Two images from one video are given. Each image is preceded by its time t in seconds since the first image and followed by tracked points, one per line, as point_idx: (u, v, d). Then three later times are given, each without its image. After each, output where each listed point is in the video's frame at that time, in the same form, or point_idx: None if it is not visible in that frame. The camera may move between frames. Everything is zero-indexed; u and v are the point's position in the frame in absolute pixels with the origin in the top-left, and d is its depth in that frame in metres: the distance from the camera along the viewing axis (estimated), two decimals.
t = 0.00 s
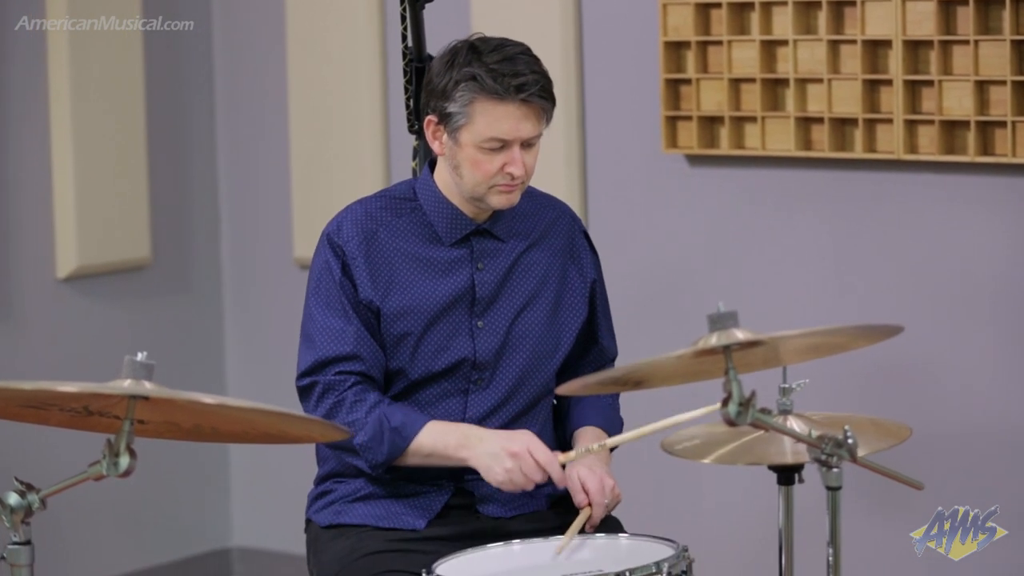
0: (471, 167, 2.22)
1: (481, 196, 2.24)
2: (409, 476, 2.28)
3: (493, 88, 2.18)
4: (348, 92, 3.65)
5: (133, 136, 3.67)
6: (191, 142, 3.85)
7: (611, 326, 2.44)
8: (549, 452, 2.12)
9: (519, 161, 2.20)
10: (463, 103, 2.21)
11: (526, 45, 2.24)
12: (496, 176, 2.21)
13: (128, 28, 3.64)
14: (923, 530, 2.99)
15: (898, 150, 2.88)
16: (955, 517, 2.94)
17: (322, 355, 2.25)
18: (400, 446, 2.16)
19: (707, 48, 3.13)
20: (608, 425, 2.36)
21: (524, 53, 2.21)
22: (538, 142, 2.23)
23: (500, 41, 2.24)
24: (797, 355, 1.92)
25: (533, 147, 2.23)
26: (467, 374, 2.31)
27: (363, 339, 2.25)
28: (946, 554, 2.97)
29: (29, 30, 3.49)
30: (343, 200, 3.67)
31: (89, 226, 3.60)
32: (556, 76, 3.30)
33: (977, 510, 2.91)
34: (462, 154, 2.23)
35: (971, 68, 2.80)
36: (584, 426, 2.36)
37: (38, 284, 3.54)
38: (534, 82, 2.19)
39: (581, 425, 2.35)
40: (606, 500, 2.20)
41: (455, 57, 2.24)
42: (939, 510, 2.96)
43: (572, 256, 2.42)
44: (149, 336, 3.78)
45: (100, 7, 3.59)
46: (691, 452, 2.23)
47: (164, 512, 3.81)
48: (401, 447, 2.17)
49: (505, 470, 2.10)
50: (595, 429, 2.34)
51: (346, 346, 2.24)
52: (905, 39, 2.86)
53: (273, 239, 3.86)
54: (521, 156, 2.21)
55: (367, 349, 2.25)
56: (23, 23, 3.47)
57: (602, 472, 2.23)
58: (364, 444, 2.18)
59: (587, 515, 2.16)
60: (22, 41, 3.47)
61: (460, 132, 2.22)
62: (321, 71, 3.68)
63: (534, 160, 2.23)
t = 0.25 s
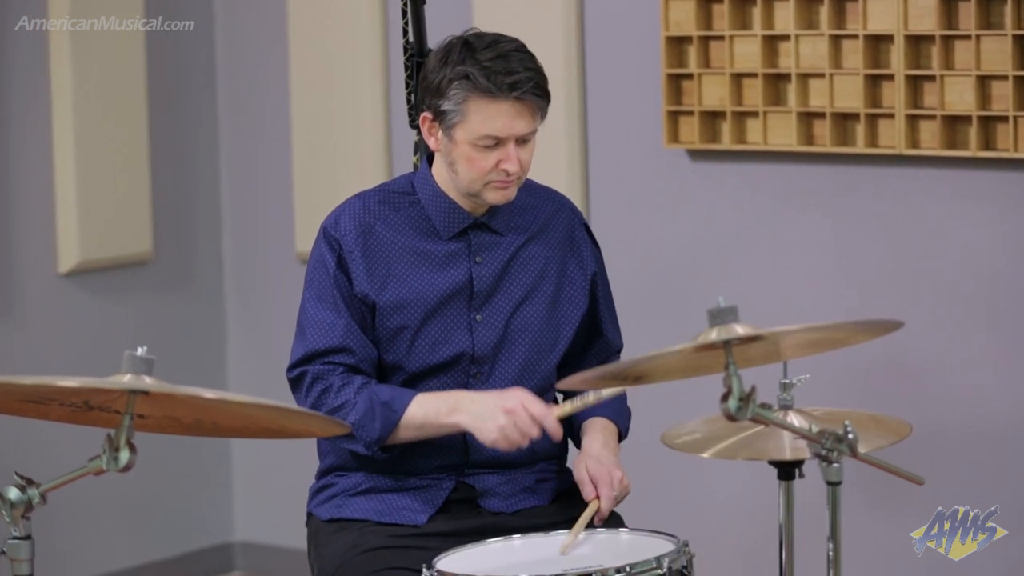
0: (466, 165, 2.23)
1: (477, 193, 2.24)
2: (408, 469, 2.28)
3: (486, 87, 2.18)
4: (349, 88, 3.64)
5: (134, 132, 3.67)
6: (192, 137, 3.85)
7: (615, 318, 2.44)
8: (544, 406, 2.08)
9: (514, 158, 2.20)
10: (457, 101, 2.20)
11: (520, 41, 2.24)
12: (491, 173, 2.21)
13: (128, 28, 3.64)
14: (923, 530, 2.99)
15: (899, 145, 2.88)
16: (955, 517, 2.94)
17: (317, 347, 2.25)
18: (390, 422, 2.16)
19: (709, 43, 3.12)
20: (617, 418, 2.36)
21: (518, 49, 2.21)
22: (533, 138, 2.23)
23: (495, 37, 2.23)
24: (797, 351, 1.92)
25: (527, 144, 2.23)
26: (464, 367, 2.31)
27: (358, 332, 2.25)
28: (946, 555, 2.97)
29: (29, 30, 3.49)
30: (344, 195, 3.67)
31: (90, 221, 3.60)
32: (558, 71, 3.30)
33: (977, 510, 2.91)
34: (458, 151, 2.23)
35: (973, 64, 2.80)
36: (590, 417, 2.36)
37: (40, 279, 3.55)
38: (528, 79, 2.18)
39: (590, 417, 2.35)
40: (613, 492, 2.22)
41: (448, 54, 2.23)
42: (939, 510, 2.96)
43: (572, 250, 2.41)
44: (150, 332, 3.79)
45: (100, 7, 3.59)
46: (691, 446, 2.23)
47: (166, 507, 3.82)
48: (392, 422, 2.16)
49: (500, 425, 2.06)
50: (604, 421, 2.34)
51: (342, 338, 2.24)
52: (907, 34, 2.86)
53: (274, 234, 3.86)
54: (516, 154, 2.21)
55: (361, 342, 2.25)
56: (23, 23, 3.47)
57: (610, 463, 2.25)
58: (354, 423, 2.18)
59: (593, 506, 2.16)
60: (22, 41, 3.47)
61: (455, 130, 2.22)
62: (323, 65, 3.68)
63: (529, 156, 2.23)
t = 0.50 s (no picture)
0: (469, 160, 2.22)
1: (481, 188, 2.24)
2: (409, 461, 2.29)
3: (489, 82, 2.18)
4: (352, 83, 3.64)
5: (137, 127, 3.67)
6: (195, 131, 3.85)
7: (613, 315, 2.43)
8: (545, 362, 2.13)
9: (518, 153, 2.20)
10: (460, 96, 2.21)
11: (524, 37, 2.24)
12: (494, 168, 2.21)
13: (128, 27, 3.63)
14: (923, 530, 2.99)
15: (902, 139, 2.87)
16: (955, 517, 2.94)
17: (321, 340, 2.25)
18: (396, 409, 2.17)
19: (712, 37, 3.12)
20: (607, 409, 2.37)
21: (521, 45, 2.21)
22: (536, 133, 2.23)
23: (498, 32, 2.23)
24: (799, 344, 1.92)
25: (531, 139, 2.22)
26: (467, 362, 2.31)
27: (362, 325, 2.26)
28: (945, 555, 2.98)
29: (29, 30, 3.48)
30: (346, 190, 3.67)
31: (93, 216, 3.59)
32: (561, 65, 3.30)
33: (977, 510, 2.91)
34: (460, 146, 2.23)
35: (975, 57, 2.79)
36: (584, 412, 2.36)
37: (43, 274, 3.55)
38: (531, 74, 2.18)
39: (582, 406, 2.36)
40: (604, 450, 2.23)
41: (452, 49, 2.24)
42: (938, 509, 2.96)
43: (575, 246, 2.41)
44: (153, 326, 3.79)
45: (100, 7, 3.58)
46: (692, 441, 2.23)
47: (168, 500, 3.82)
48: (399, 410, 2.17)
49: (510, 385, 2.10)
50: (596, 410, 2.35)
51: (346, 332, 2.24)
52: (909, 28, 2.86)
53: (277, 229, 3.86)
54: (519, 148, 2.20)
55: (365, 335, 2.26)
56: (23, 22, 3.47)
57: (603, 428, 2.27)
58: (361, 413, 2.18)
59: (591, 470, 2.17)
60: (22, 40, 3.47)
61: (457, 125, 2.22)
62: (326, 59, 3.68)
63: (532, 151, 2.23)
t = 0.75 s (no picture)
0: (473, 153, 2.23)
1: (484, 180, 2.24)
2: (414, 456, 2.28)
3: (493, 74, 2.17)
4: (356, 77, 3.64)
5: (141, 122, 3.67)
6: (200, 124, 3.85)
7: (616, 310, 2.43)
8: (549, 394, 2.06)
9: (521, 146, 2.20)
10: (464, 88, 2.20)
11: (529, 30, 2.23)
12: (498, 161, 2.21)
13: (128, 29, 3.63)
14: (923, 530, 2.99)
15: (906, 133, 2.87)
16: (955, 517, 2.95)
17: (324, 335, 2.25)
18: (396, 412, 2.15)
19: (716, 31, 3.12)
20: (609, 408, 2.36)
21: (526, 37, 2.21)
22: (540, 127, 2.22)
23: (503, 25, 2.23)
24: (802, 338, 1.92)
25: (534, 132, 2.22)
26: (471, 357, 2.31)
27: (365, 321, 2.25)
28: (946, 555, 2.98)
29: (29, 29, 3.48)
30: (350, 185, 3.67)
31: (98, 210, 3.60)
32: (565, 58, 3.30)
33: (977, 510, 2.92)
34: (464, 139, 2.23)
35: (980, 52, 2.79)
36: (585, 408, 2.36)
37: (48, 266, 3.55)
38: (535, 67, 2.18)
39: (581, 407, 2.35)
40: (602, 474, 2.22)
41: (456, 41, 2.23)
42: (939, 510, 2.97)
43: (579, 240, 2.41)
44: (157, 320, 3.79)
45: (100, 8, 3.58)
46: (696, 435, 2.22)
47: (172, 494, 3.82)
48: (399, 411, 2.15)
49: (505, 412, 2.04)
50: (595, 410, 2.35)
51: (349, 327, 2.24)
52: (914, 22, 2.85)
53: (281, 223, 3.86)
54: (523, 141, 2.20)
55: (368, 331, 2.25)
56: (23, 23, 3.47)
57: (601, 447, 2.26)
58: (361, 412, 2.18)
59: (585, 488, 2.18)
60: (23, 40, 3.47)
61: (461, 117, 2.22)
62: (330, 54, 3.68)
63: (536, 144, 2.23)
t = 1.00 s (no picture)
0: (483, 150, 2.22)
1: (493, 178, 2.24)
2: (417, 449, 2.28)
3: (504, 74, 2.17)
4: (361, 71, 3.64)
5: (145, 116, 3.67)
6: (204, 117, 3.85)
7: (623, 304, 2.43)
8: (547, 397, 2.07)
9: (531, 146, 2.20)
10: (475, 87, 2.20)
11: (540, 29, 2.23)
12: (508, 159, 2.21)
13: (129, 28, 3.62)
14: (923, 530, 2.99)
15: (910, 127, 2.87)
16: (955, 517, 2.95)
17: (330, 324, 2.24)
18: (396, 404, 2.15)
19: (720, 25, 3.11)
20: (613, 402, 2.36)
21: (537, 38, 2.21)
22: (550, 126, 2.22)
23: (515, 24, 2.23)
24: (805, 332, 1.92)
25: (544, 131, 2.22)
26: (477, 350, 2.30)
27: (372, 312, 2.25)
28: (946, 554, 2.98)
29: (29, 30, 3.46)
30: (354, 179, 3.67)
31: (102, 204, 3.60)
32: (570, 51, 3.29)
33: (978, 509, 2.92)
34: (475, 136, 2.22)
35: (984, 45, 2.79)
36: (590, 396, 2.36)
37: (52, 259, 3.55)
38: (546, 69, 2.18)
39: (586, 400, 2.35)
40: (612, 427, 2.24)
41: (468, 40, 2.23)
42: (938, 510, 2.97)
43: (587, 235, 2.41)
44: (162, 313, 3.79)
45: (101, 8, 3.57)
46: (699, 429, 2.23)
47: (176, 487, 3.83)
48: (399, 404, 2.15)
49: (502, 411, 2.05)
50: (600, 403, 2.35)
51: (355, 316, 2.23)
52: (918, 16, 2.85)
53: (285, 217, 3.86)
54: (532, 141, 2.20)
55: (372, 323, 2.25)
56: (23, 23, 3.45)
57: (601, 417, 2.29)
58: (362, 403, 2.17)
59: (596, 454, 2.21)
60: (23, 41, 3.45)
61: (472, 115, 2.21)
62: (334, 48, 3.68)
63: (546, 144, 2.23)
